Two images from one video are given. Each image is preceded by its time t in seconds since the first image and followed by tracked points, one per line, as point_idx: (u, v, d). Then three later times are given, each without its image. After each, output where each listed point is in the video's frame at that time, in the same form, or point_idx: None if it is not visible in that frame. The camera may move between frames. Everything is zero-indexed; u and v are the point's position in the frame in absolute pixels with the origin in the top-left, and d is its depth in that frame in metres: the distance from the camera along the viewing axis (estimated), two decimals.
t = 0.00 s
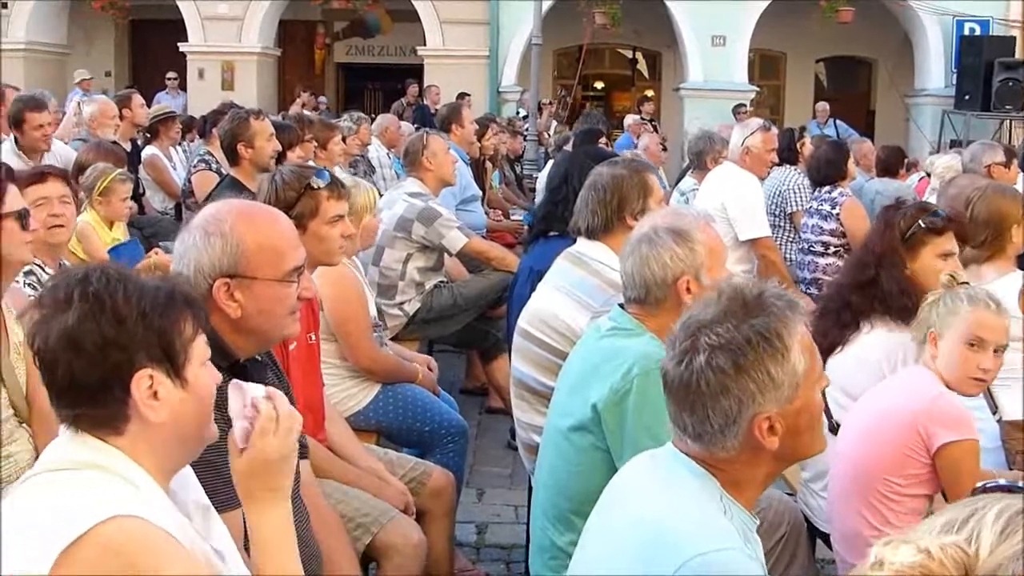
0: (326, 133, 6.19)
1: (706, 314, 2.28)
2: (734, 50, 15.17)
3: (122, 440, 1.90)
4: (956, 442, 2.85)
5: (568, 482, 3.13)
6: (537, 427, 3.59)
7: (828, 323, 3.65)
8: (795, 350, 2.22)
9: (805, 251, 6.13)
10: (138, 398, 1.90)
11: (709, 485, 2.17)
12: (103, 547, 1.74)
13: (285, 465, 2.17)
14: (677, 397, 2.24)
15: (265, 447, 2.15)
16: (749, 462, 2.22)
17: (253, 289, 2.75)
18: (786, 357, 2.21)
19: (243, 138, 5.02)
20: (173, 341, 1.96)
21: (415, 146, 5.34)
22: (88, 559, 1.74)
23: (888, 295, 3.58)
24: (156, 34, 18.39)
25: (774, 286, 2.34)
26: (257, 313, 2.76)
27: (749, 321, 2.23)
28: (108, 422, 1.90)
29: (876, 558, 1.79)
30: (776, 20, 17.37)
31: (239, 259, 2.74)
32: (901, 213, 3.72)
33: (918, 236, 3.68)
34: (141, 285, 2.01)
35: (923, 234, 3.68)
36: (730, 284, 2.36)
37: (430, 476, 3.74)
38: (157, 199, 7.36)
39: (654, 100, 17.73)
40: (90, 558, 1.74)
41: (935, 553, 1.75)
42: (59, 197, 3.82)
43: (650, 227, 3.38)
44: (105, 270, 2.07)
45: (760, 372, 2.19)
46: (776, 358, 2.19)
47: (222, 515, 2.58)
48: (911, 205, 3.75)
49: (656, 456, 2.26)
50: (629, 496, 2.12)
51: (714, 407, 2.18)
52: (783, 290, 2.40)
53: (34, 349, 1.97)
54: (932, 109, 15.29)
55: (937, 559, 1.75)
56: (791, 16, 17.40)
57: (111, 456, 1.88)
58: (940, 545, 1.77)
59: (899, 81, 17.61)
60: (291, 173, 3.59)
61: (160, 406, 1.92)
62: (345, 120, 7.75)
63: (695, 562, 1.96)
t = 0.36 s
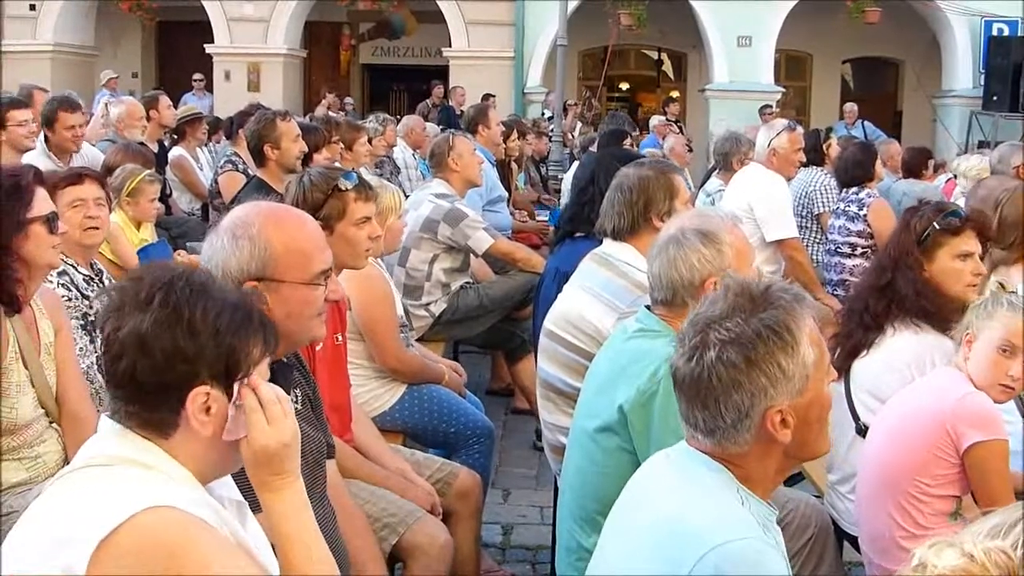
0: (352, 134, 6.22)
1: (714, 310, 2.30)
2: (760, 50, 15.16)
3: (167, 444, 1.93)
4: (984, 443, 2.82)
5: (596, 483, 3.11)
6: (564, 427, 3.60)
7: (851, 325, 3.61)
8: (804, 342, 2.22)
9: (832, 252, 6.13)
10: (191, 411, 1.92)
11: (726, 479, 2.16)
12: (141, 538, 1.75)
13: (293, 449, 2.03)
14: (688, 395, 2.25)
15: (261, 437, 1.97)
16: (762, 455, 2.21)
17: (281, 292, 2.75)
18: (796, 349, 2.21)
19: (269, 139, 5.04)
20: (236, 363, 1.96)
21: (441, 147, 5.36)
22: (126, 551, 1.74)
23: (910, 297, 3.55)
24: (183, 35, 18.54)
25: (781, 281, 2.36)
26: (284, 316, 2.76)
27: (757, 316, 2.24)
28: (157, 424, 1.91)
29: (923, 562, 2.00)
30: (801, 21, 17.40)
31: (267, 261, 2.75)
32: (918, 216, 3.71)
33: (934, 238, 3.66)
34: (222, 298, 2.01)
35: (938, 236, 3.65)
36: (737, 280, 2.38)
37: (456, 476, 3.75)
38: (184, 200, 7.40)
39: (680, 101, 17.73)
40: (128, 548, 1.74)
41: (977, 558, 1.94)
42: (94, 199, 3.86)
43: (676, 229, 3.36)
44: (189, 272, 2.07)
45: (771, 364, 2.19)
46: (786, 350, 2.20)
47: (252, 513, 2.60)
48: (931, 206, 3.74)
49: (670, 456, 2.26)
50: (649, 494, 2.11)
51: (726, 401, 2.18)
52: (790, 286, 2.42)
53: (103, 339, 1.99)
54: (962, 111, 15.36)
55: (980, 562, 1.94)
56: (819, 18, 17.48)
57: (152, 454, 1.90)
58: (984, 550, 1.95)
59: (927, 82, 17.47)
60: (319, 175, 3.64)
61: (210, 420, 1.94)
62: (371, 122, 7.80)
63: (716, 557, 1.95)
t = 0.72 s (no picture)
0: (381, 135, 6.24)
1: (755, 306, 2.30)
2: (788, 50, 15.10)
3: (203, 446, 1.94)
4: None
5: (626, 484, 3.09)
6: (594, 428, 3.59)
7: (880, 327, 3.59)
8: (844, 343, 2.22)
9: (862, 253, 6.11)
10: (228, 418, 1.93)
11: (757, 483, 2.15)
12: (174, 539, 1.76)
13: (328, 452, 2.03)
14: (724, 388, 2.24)
15: (296, 439, 1.97)
16: (795, 456, 2.19)
17: (306, 292, 2.74)
18: (834, 348, 2.20)
19: (298, 141, 5.06)
20: (275, 371, 1.97)
21: (470, 148, 5.37)
22: (157, 550, 1.75)
23: (937, 298, 3.55)
24: (213, 37, 18.65)
25: (824, 282, 2.36)
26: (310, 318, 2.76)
27: (798, 312, 2.24)
28: (194, 429, 1.92)
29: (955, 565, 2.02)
30: (830, 21, 17.33)
31: (293, 262, 2.73)
32: (944, 217, 3.72)
33: (960, 239, 3.67)
34: (264, 308, 2.01)
35: (965, 237, 3.67)
36: (778, 280, 2.39)
37: (485, 477, 3.75)
38: (214, 201, 7.44)
39: (708, 101, 17.69)
40: (160, 549, 1.75)
41: (1008, 559, 1.94)
42: (128, 203, 3.89)
43: (708, 229, 3.35)
44: (233, 278, 2.06)
45: (808, 360, 2.18)
46: (824, 348, 2.19)
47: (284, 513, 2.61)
48: (958, 208, 3.75)
49: (703, 454, 2.24)
50: (680, 497, 2.11)
51: (762, 395, 2.17)
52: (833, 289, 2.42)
53: (143, 341, 1.98)
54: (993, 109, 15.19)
55: (1011, 565, 1.93)
56: (850, 17, 17.35)
57: (186, 455, 1.90)
58: (1014, 553, 1.95)
59: (957, 81, 17.36)
60: (348, 176, 3.65)
61: (246, 428, 1.95)
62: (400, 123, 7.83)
63: (746, 564, 1.94)
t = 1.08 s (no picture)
0: (408, 137, 6.26)
1: (770, 310, 2.30)
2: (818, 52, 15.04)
3: (229, 445, 1.94)
4: None
5: (653, 488, 3.07)
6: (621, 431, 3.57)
7: (908, 331, 3.57)
8: (862, 339, 2.20)
9: (891, 257, 6.08)
10: (248, 411, 1.92)
11: (778, 487, 2.13)
12: (207, 544, 1.76)
13: (370, 469, 2.03)
14: (744, 393, 2.23)
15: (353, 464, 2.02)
16: (819, 458, 2.17)
17: (335, 294, 2.74)
18: (851, 346, 2.18)
19: (326, 142, 5.07)
20: (284, 353, 1.95)
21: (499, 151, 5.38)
22: (191, 554, 1.76)
23: (965, 303, 3.51)
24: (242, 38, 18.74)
25: (838, 280, 2.35)
26: (336, 319, 2.75)
27: (812, 311, 2.23)
28: (218, 428, 1.93)
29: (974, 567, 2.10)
30: (859, 23, 17.25)
31: (321, 264, 2.73)
32: (975, 222, 3.70)
33: (991, 244, 3.65)
34: (257, 296, 1.99)
35: (996, 242, 3.65)
36: (792, 282, 2.39)
37: (511, 480, 3.75)
38: (242, 202, 7.47)
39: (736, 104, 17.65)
40: (194, 553, 1.76)
41: None
42: (161, 205, 3.90)
43: (737, 232, 3.33)
44: (224, 274, 2.05)
45: (826, 360, 2.16)
46: (841, 345, 2.17)
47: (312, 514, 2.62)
48: (989, 213, 3.72)
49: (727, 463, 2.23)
50: (700, 503, 2.10)
51: (781, 399, 2.16)
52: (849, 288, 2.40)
53: (150, 350, 1.99)
54: None
55: None
56: (881, 19, 17.26)
57: (212, 455, 1.91)
58: None
59: (988, 84, 17.25)
60: (376, 177, 3.67)
61: (268, 418, 1.94)
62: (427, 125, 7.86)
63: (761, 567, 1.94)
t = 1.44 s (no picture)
0: (443, 139, 6.27)
1: (790, 315, 2.29)
2: (854, 53, 14.93)
3: (259, 444, 1.94)
4: None
5: (680, 491, 3.05)
6: (656, 436, 3.55)
7: (948, 335, 3.50)
8: (882, 345, 2.18)
9: (928, 260, 6.04)
10: (271, 407, 1.93)
11: (804, 492, 2.12)
12: (244, 554, 1.77)
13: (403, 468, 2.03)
14: (763, 400, 2.22)
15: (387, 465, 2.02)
16: (841, 464, 2.16)
17: (369, 296, 2.73)
18: (872, 351, 2.16)
19: (360, 145, 5.09)
20: (297, 346, 1.96)
21: (534, 153, 5.38)
22: (230, 558, 1.76)
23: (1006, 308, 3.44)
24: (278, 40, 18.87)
25: (860, 287, 2.34)
26: (372, 321, 2.74)
27: (832, 318, 2.22)
28: (244, 430, 1.93)
29: None
30: (897, 24, 17.13)
31: (354, 267, 2.73)
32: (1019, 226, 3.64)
33: None
34: (264, 296, 2.00)
35: None
36: (814, 288, 2.37)
37: (545, 483, 3.75)
38: (277, 203, 7.52)
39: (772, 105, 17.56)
40: (232, 561, 1.76)
41: None
42: (199, 207, 3.92)
43: (772, 236, 3.30)
44: (229, 278, 2.07)
45: (846, 366, 2.15)
46: (861, 351, 2.16)
47: (346, 516, 2.62)
48: None
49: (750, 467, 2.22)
50: (725, 502, 2.09)
51: (801, 405, 2.15)
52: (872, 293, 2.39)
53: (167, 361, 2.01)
54: None
55: None
56: (919, 21, 17.13)
57: (245, 459, 1.91)
58: None
59: None
60: (409, 180, 3.66)
61: (293, 412, 1.94)
62: (462, 127, 7.87)
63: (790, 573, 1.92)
